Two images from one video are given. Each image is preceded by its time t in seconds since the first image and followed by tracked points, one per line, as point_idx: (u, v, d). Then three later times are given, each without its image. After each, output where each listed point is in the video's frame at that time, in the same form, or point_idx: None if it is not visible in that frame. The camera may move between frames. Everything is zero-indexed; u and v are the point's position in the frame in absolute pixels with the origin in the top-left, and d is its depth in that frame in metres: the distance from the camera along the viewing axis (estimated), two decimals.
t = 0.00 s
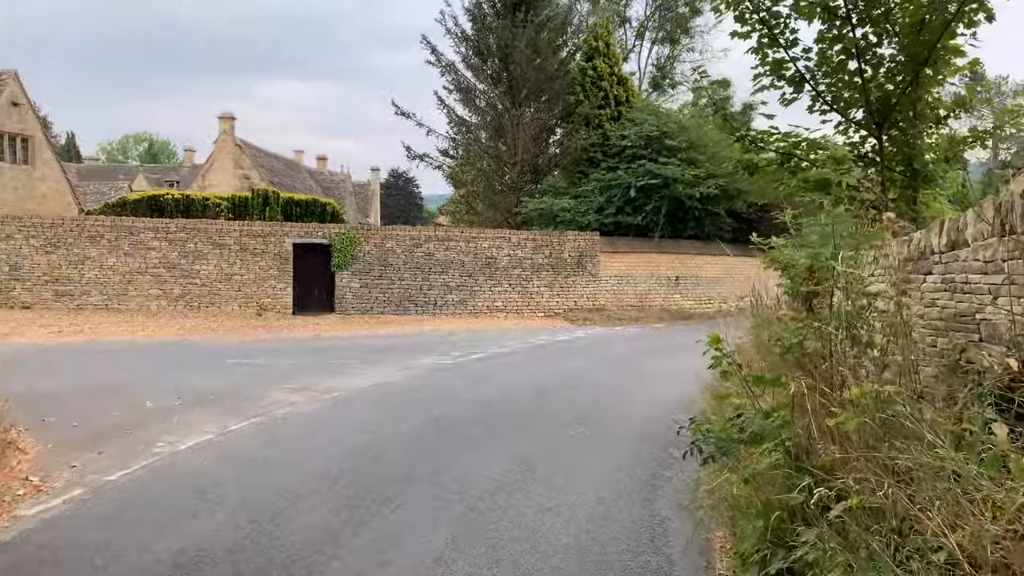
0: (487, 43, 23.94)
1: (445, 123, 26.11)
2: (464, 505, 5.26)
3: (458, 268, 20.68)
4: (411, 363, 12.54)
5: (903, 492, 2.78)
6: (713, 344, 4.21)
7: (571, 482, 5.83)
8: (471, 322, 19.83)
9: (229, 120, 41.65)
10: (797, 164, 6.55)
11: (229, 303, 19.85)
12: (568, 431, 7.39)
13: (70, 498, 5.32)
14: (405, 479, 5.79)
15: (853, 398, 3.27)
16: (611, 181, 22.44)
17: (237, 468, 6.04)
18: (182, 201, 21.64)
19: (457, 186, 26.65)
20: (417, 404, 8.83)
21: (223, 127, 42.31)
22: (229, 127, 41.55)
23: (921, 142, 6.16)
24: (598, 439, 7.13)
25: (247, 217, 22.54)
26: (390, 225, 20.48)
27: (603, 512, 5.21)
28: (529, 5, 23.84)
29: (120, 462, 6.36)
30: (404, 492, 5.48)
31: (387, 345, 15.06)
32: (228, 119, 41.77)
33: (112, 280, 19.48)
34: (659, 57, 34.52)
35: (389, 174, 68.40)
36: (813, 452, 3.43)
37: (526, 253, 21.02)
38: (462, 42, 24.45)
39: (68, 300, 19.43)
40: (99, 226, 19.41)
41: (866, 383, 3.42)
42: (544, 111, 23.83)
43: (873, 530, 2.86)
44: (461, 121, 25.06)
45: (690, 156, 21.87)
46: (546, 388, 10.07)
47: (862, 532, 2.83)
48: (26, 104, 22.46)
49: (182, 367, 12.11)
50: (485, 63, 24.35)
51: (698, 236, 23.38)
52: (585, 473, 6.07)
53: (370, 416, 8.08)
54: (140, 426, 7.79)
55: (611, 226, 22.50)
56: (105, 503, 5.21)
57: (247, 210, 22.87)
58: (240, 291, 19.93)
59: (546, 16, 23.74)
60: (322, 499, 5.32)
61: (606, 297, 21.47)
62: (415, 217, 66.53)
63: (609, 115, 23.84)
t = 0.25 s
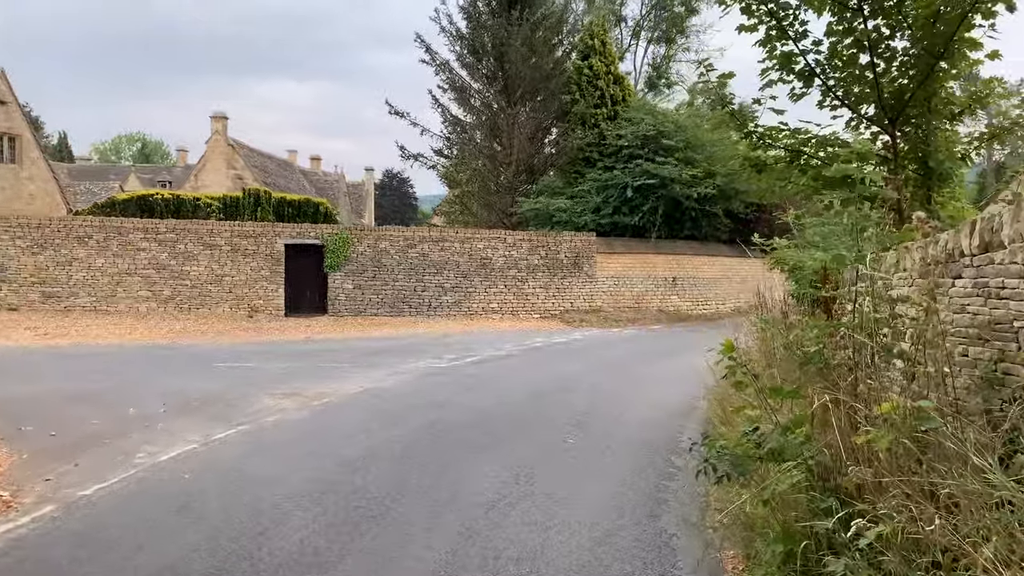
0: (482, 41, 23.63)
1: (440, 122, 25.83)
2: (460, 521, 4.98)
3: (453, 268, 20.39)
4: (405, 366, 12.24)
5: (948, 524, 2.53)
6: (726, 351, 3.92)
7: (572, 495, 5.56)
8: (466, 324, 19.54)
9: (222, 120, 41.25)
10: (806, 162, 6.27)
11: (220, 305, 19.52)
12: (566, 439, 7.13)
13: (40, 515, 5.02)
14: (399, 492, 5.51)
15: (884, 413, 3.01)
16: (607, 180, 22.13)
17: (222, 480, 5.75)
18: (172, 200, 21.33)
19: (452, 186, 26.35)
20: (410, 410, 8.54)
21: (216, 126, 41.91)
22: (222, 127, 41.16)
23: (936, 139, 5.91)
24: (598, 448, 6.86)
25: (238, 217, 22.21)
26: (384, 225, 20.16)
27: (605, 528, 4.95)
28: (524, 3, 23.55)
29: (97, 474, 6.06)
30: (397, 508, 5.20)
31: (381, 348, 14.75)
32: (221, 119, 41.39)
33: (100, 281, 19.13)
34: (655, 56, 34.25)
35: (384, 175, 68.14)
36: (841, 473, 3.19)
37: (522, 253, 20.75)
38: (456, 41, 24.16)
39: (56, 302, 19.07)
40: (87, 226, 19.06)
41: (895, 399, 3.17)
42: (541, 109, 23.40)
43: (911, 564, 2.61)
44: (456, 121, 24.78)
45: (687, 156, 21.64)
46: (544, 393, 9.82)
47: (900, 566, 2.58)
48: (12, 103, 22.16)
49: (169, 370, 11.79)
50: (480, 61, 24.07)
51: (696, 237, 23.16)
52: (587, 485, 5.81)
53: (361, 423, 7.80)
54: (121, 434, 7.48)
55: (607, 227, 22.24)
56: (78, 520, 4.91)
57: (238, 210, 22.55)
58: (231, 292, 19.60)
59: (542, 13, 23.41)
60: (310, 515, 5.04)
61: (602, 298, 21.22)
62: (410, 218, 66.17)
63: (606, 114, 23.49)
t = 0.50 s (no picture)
0: (477, 38, 23.30)
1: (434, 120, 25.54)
2: (456, 535, 4.68)
3: (448, 268, 20.08)
4: (398, 368, 11.93)
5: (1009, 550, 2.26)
6: (741, 354, 3.63)
7: (573, 505, 5.29)
8: (461, 325, 19.23)
9: (215, 119, 40.86)
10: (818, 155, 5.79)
11: (210, 305, 19.18)
12: (565, 445, 6.84)
13: (6, 530, 4.70)
14: (390, 503, 5.20)
15: (925, 423, 2.72)
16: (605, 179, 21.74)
17: (204, 490, 5.45)
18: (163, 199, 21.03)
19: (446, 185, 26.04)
20: (403, 414, 8.24)
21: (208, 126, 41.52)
22: (214, 126, 40.77)
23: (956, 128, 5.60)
24: (598, 454, 6.59)
25: (230, 216, 21.88)
26: (378, 224, 19.84)
27: (610, 539, 4.67)
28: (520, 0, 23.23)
29: (72, 483, 5.74)
30: (388, 520, 4.90)
31: (374, 349, 14.44)
32: (213, 118, 40.99)
33: (88, 281, 18.77)
34: (651, 54, 33.98)
35: (378, 176, 67.80)
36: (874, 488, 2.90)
37: (518, 253, 20.45)
38: (451, 38, 23.86)
39: (43, 302, 18.70)
40: (74, 225, 18.70)
41: (934, 408, 2.90)
42: (537, 107, 23.02)
43: None
44: (451, 119, 24.52)
45: (684, 154, 21.36)
46: (542, 396, 9.55)
47: None
48: None
49: (155, 373, 11.45)
50: (475, 58, 23.76)
51: (693, 236, 22.92)
52: (589, 494, 5.51)
53: (352, 429, 7.50)
54: (101, 440, 7.16)
55: (604, 226, 21.98)
56: (47, 535, 4.58)
57: (230, 209, 22.21)
58: (221, 292, 19.24)
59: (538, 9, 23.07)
60: (294, 528, 4.73)
61: (599, 298, 20.95)
62: (405, 218, 65.83)
63: (603, 112, 23.13)
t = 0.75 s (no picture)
0: (473, 36, 22.99)
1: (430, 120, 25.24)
2: (456, 557, 4.38)
3: (444, 270, 19.77)
4: (394, 373, 11.62)
5: None
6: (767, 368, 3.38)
7: (580, 522, 5.01)
8: (458, 327, 18.93)
9: (208, 119, 40.48)
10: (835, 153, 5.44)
11: (202, 308, 18.84)
12: (568, 456, 6.55)
13: None
14: (385, 521, 4.90)
15: (984, 449, 2.44)
16: (603, 180, 21.57)
17: (189, 508, 5.14)
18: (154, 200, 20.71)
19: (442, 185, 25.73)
20: (399, 421, 7.96)
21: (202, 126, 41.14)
22: (208, 126, 40.40)
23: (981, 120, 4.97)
24: (603, 465, 6.34)
25: (223, 217, 21.56)
26: (373, 225, 19.52)
27: (621, 560, 4.39)
28: None
29: (48, 500, 5.42)
30: (384, 541, 4.60)
31: (369, 353, 14.13)
32: (207, 118, 40.62)
33: (78, 283, 18.40)
34: (648, 54, 33.75)
35: (374, 177, 67.48)
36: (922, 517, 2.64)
37: (515, 255, 20.16)
38: (447, 37, 23.56)
39: (31, 305, 18.32)
40: (63, 227, 18.34)
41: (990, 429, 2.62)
42: (535, 108, 22.87)
43: None
44: (447, 119, 24.24)
45: (683, 154, 21.10)
46: (543, 402, 9.28)
47: None
48: None
49: (142, 378, 11.11)
50: (471, 57, 23.47)
51: (693, 237, 22.68)
52: (595, 510, 5.22)
53: (346, 438, 7.20)
54: (82, 451, 6.83)
55: (603, 227, 21.72)
56: (17, 560, 4.27)
57: (222, 210, 21.89)
58: (214, 294, 18.89)
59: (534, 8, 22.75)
60: (282, 550, 4.42)
61: (598, 301, 20.68)
62: (400, 220, 65.53)
63: (601, 112, 22.90)
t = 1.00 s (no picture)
0: (471, 34, 22.67)
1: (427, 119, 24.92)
2: None
3: (441, 271, 19.47)
4: (391, 376, 11.31)
5: None
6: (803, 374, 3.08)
7: (590, 537, 4.71)
8: (455, 329, 18.62)
9: (203, 119, 40.10)
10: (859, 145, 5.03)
11: (195, 309, 18.50)
12: (573, 465, 6.25)
13: None
14: (381, 537, 4.60)
15: None
16: (603, 179, 21.31)
17: (172, 522, 4.83)
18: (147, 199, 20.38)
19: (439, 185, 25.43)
20: (396, 427, 7.65)
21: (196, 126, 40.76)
22: (203, 126, 40.02)
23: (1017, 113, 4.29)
24: (611, 474, 6.03)
25: (217, 217, 21.23)
26: (369, 225, 19.20)
27: None
28: None
29: (23, 513, 5.10)
30: (380, 559, 4.29)
31: (366, 355, 13.81)
32: (202, 117, 40.24)
33: (68, 284, 18.04)
34: (648, 54, 33.46)
35: (370, 177, 67.11)
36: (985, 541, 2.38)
37: (514, 255, 19.86)
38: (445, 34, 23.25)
39: (20, 306, 17.96)
40: (53, 226, 17.98)
41: None
42: (533, 107, 22.62)
43: None
44: (445, 118, 23.93)
45: (684, 153, 20.84)
46: (545, 406, 8.98)
47: None
48: None
49: (131, 382, 10.77)
50: (469, 55, 23.14)
51: (693, 237, 22.41)
52: (605, 524, 4.93)
53: (341, 445, 6.89)
54: (63, 459, 6.50)
55: (603, 227, 21.45)
56: None
57: (216, 210, 21.56)
58: (207, 295, 18.56)
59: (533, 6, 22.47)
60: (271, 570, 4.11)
61: (597, 302, 20.40)
62: (397, 221, 65.20)
63: (600, 110, 22.64)
